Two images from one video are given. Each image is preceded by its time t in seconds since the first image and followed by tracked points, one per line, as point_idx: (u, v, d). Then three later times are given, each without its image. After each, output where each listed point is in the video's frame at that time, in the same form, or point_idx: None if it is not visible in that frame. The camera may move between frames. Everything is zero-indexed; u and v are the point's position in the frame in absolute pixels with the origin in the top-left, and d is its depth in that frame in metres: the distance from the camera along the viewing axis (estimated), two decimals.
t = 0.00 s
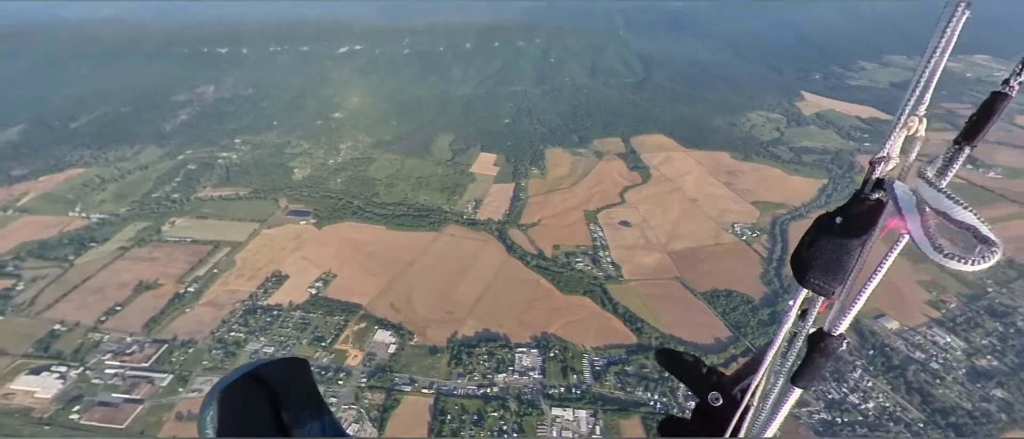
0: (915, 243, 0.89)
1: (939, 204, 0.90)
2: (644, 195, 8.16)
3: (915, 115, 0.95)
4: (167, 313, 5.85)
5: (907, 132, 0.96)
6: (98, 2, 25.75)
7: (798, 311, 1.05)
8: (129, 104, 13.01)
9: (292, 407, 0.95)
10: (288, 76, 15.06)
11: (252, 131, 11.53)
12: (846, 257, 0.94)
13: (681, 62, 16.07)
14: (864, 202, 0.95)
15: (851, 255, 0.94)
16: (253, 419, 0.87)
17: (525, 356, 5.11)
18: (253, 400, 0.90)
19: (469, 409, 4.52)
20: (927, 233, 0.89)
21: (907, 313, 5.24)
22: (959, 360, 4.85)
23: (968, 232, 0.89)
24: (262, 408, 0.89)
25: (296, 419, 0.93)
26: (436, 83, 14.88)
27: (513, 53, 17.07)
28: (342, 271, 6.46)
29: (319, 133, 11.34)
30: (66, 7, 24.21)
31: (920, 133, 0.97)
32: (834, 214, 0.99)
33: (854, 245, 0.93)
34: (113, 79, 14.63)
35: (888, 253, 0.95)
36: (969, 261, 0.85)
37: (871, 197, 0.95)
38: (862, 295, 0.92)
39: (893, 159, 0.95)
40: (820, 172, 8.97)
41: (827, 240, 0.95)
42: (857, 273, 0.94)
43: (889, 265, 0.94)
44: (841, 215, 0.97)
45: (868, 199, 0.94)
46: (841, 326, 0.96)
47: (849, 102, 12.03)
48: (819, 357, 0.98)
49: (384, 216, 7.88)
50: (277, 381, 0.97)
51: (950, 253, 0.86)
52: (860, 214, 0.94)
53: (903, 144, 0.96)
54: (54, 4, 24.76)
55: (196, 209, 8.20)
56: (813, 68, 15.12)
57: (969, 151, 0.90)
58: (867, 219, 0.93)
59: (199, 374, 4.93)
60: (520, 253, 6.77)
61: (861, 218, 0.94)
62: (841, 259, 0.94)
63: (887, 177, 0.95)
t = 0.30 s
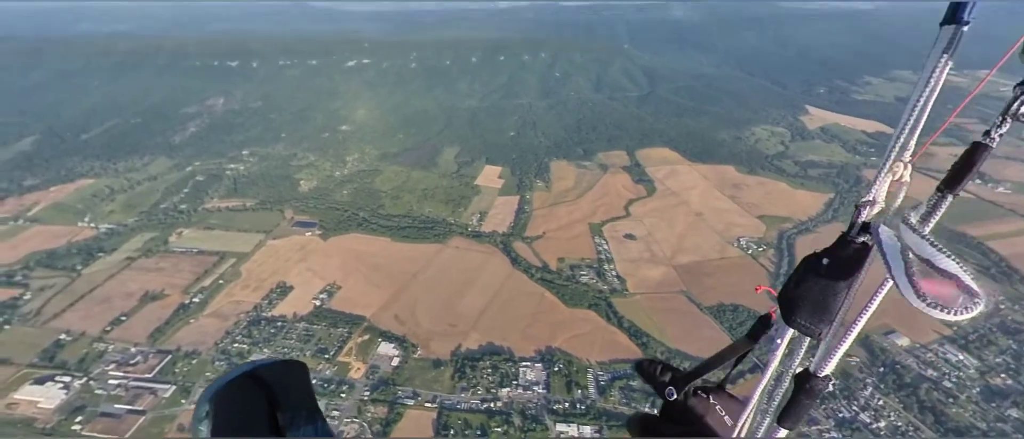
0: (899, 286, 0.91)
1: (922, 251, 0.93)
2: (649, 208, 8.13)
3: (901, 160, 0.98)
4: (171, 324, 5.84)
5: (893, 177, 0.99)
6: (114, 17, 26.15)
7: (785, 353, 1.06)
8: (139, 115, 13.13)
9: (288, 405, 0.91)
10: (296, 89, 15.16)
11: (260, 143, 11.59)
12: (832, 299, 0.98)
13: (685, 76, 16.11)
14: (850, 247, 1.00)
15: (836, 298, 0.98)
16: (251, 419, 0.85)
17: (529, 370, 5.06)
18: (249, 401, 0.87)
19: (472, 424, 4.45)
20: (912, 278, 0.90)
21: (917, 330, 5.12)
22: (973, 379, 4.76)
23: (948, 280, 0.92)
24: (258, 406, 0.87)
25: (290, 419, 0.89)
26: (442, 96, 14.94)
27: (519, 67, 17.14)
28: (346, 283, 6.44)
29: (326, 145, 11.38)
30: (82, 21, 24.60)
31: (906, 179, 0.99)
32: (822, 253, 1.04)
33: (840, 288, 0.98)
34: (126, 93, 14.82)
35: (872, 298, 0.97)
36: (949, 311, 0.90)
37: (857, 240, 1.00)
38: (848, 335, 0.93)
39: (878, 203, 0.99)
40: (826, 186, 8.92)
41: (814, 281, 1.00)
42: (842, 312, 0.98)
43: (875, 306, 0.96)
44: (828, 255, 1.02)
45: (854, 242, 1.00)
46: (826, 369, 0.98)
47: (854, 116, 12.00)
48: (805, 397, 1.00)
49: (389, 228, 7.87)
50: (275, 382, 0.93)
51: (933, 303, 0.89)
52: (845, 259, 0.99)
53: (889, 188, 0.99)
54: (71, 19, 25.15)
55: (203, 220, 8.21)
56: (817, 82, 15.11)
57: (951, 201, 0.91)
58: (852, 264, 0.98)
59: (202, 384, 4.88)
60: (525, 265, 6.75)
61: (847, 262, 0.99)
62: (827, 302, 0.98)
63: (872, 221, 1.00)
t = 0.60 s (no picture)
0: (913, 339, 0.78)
1: (940, 303, 0.78)
2: (654, 224, 8.09)
3: (915, 206, 0.92)
4: (175, 335, 5.80)
5: (907, 223, 0.93)
6: (130, 32, 26.60)
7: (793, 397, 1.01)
8: (150, 128, 13.22)
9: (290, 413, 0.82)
10: (304, 102, 15.26)
11: (268, 156, 11.63)
12: (842, 346, 0.85)
13: (691, 92, 16.14)
14: (862, 292, 0.87)
15: (846, 346, 0.85)
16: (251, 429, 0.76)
17: (533, 386, 4.99)
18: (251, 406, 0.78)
19: None
20: (927, 328, 0.76)
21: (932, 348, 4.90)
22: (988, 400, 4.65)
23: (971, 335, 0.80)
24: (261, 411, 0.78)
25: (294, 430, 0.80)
26: (448, 110, 15.01)
27: (525, 82, 17.22)
28: (350, 296, 6.41)
29: (333, 158, 11.41)
30: (99, 37, 25.02)
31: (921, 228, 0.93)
32: (832, 297, 0.90)
33: (850, 336, 0.85)
34: (137, 105, 14.95)
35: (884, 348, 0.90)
36: (968, 368, 0.77)
37: (869, 285, 0.87)
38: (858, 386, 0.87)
39: (892, 247, 0.89)
40: (833, 203, 8.86)
41: (824, 326, 0.87)
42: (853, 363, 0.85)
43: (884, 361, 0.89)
44: (838, 299, 0.88)
45: (866, 287, 0.86)
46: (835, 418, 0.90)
47: (860, 134, 11.97)
48: None
49: (393, 241, 7.86)
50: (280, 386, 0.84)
51: (948, 355, 0.77)
52: (856, 305, 0.86)
53: (905, 232, 0.92)
54: (87, 34, 25.58)
55: (209, 231, 8.21)
56: (822, 99, 15.12)
57: (970, 248, 0.83)
58: (863, 310, 0.85)
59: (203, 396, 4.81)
60: (529, 280, 6.71)
61: (858, 308, 0.86)
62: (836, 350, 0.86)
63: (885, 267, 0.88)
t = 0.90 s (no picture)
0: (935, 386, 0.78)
1: (966, 354, 0.78)
2: (659, 240, 8.04)
3: (937, 250, 0.95)
4: (178, 347, 5.75)
5: (930, 266, 0.95)
6: (144, 47, 26.90)
7: None
8: (160, 140, 13.28)
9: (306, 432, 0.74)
10: (312, 116, 15.32)
11: (275, 168, 11.65)
12: (859, 392, 0.84)
13: (696, 109, 16.13)
14: (883, 335, 0.87)
15: (864, 395, 0.84)
16: None
17: (536, 404, 4.90)
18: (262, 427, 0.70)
19: None
20: (952, 380, 0.77)
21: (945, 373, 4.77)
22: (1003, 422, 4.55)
23: (999, 389, 0.78)
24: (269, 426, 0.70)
25: None
26: (454, 125, 15.03)
27: (530, 98, 17.25)
28: (353, 310, 6.36)
29: (339, 172, 11.42)
30: (113, 52, 25.31)
31: (945, 271, 0.95)
32: (850, 339, 0.89)
33: (870, 382, 0.84)
34: (147, 118, 15.05)
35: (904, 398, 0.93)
36: (1002, 426, 0.75)
37: (890, 330, 0.87)
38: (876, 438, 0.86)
39: (915, 293, 0.90)
40: (840, 220, 8.78)
41: (841, 369, 0.85)
42: (873, 410, 0.84)
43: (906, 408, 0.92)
44: (857, 343, 0.87)
45: (887, 332, 0.86)
46: None
47: (866, 152, 11.91)
48: None
49: (397, 254, 7.82)
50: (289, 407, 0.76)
51: (976, 412, 0.75)
52: (876, 348, 0.86)
53: (928, 276, 0.93)
54: (102, 49, 25.90)
55: (214, 243, 8.19)
56: (826, 117, 15.06)
57: (998, 297, 0.82)
58: (883, 354, 0.85)
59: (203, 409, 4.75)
60: (533, 295, 6.65)
61: (878, 351, 0.85)
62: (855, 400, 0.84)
63: (908, 311, 0.88)
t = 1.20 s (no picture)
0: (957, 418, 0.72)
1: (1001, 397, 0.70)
2: (664, 256, 7.97)
3: (972, 287, 0.83)
4: (179, 359, 5.69)
5: (963, 308, 0.83)
6: (156, 61, 27.20)
7: None
8: (169, 152, 13.34)
9: None
10: (321, 129, 15.38)
11: (281, 181, 11.65)
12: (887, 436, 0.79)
13: (702, 127, 16.13)
14: (913, 376, 0.81)
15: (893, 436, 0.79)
16: None
17: (539, 421, 4.80)
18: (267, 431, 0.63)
19: None
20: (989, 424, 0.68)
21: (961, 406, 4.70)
22: None
23: None
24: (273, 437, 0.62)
25: None
26: (460, 140, 15.04)
27: (536, 114, 17.27)
28: (356, 323, 6.29)
29: (345, 185, 11.41)
30: (125, 65, 25.56)
31: (978, 312, 0.83)
32: (879, 380, 0.84)
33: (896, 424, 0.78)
34: (158, 130, 15.13)
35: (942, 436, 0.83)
36: None
37: (920, 372, 0.81)
38: None
39: (946, 333, 0.83)
40: (848, 239, 8.69)
41: (866, 412, 0.80)
42: None
43: None
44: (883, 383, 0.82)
45: (916, 375, 0.81)
46: None
47: (873, 171, 11.85)
48: None
49: (401, 268, 7.76)
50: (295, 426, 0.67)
51: None
52: (905, 388, 0.80)
53: (959, 316, 0.83)
54: (115, 63, 26.17)
55: (219, 254, 8.16)
56: (832, 135, 15.00)
57: None
58: (911, 396, 0.79)
59: (204, 422, 4.69)
60: (537, 311, 6.57)
61: (907, 393, 0.79)
62: None
63: (938, 354, 0.82)
